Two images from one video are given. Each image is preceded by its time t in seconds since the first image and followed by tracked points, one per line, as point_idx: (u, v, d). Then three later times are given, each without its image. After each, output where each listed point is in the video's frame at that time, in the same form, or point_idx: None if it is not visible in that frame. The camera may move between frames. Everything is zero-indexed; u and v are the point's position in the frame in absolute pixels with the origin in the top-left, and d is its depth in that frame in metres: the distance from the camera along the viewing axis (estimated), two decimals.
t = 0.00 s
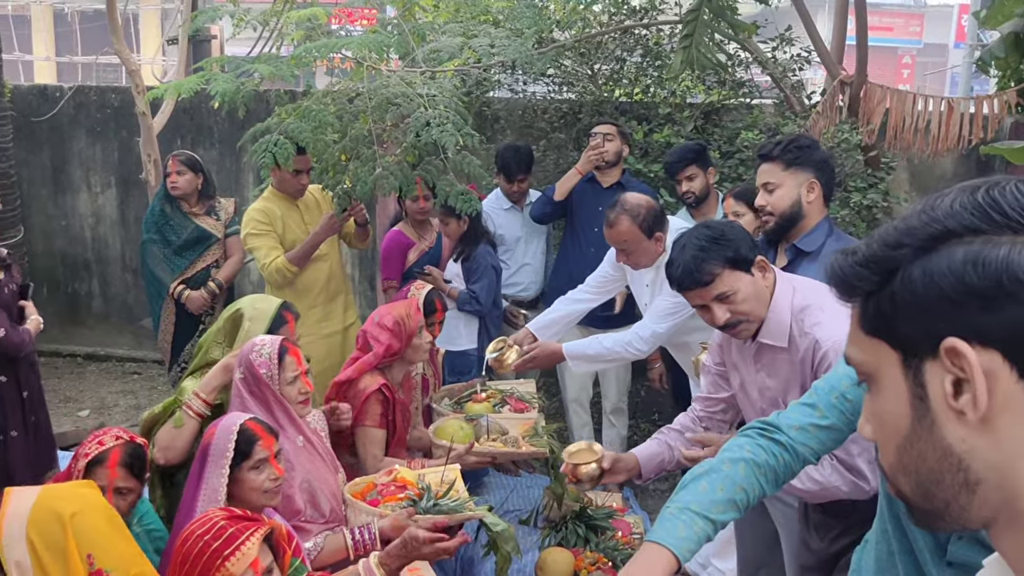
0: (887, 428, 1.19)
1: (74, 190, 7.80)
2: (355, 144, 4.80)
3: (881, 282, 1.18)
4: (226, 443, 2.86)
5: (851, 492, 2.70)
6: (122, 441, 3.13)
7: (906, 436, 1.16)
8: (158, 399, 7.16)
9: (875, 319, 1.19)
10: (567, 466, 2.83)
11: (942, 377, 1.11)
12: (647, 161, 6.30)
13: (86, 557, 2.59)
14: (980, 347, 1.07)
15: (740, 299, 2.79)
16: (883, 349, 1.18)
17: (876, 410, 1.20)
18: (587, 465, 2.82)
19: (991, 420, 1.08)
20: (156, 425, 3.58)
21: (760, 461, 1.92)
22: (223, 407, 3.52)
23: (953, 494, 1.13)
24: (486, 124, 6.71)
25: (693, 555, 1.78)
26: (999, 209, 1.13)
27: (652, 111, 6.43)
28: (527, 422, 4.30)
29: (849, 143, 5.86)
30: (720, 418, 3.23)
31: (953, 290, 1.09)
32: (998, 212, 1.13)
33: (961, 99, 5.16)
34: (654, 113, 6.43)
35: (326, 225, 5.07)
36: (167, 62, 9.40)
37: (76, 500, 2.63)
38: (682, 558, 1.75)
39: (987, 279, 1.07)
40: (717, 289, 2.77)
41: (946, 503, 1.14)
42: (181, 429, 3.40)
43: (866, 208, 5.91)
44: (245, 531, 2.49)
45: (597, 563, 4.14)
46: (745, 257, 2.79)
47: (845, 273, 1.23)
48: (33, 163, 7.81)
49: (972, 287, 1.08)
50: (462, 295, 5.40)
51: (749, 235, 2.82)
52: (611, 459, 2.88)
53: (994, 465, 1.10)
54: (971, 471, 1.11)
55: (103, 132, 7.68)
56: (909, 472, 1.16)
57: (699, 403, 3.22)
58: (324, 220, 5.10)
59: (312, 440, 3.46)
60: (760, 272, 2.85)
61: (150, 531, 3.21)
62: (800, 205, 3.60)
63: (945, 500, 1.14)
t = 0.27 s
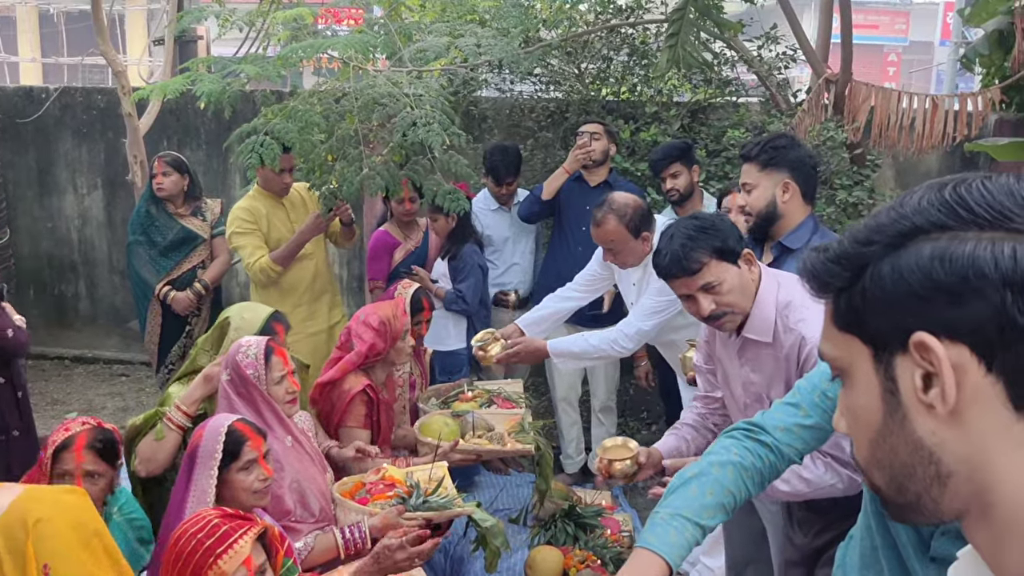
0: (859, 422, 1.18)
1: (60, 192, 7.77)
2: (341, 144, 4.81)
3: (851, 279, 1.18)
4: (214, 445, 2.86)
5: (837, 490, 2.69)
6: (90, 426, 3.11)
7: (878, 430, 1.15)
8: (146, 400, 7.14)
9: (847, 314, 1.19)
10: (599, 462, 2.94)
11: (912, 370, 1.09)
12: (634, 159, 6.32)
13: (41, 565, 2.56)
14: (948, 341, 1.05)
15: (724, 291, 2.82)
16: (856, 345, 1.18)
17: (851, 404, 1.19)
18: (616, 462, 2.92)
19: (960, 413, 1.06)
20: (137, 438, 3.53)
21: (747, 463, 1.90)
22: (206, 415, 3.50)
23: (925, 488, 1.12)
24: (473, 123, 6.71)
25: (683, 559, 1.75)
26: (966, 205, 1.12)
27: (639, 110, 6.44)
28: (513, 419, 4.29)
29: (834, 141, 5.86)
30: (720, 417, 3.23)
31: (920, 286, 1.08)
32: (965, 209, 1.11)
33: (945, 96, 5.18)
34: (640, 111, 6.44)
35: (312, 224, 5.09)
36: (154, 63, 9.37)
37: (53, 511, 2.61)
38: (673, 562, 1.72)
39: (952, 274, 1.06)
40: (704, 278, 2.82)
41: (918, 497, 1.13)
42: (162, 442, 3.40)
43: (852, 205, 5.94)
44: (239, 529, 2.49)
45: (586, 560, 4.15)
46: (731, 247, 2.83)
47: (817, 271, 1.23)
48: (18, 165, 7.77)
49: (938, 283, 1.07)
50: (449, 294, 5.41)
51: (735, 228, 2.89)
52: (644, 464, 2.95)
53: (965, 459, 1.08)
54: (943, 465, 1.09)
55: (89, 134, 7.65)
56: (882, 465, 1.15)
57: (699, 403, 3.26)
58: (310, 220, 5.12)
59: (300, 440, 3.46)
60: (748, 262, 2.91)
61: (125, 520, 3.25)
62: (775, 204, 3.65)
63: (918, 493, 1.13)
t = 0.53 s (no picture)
0: (846, 401, 1.17)
1: (50, 173, 7.72)
2: (332, 123, 4.82)
3: (837, 255, 1.18)
4: (204, 425, 2.85)
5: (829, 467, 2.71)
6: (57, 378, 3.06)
7: (863, 409, 1.14)
8: (138, 382, 7.13)
9: (832, 293, 1.19)
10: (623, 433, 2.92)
11: (897, 349, 1.08)
12: (626, 139, 6.30)
13: None
14: (933, 318, 1.04)
15: (721, 260, 2.84)
16: (841, 323, 1.17)
17: (837, 383, 1.18)
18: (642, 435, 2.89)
19: (945, 391, 1.05)
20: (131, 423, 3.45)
21: (743, 443, 1.87)
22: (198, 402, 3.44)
23: (910, 466, 1.11)
24: (465, 103, 6.67)
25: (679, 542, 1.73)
26: (953, 180, 1.11)
27: (631, 90, 6.40)
28: (504, 400, 4.27)
29: (827, 120, 5.90)
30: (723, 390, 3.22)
31: (906, 263, 1.07)
32: (952, 183, 1.10)
33: (939, 74, 5.09)
34: (632, 91, 6.40)
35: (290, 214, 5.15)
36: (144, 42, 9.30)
37: (15, 512, 2.26)
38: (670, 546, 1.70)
39: (938, 251, 1.05)
40: (700, 247, 2.84)
41: (904, 475, 1.13)
42: (155, 427, 3.32)
43: (844, 184, 5.94)
44: (239, 506, 2.48)
45: (579, 539, 4.17)
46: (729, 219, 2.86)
47: (803, 248, 1.23)
48: (7, 146, 7.72)
49: (924, 260, 1.06)
50: (439, 274, 5.40)
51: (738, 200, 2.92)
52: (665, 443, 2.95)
53: (951, 438, 1.07)
54: (928, 443, 1.08)
55: (78, 114, 7.59)
56: (867, 444, 1.15)
57: (700, 380, 3.27)
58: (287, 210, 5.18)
59: (291, 421, 3.46)
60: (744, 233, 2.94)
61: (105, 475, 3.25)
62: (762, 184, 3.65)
63: (903, 471, 1.12)
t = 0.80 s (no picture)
0: (832, 369, 1.16)
1: (38, 138, 7.65)
2: (321, 87, 4.74)
3: (823, 221, 1.15)
4: (199, 389, 2.85)
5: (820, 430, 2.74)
6: (32, 329, 3.00)
7: (850, 376, 1.13)
8: (132, 348, 7.12)
9: (818, 259, 1.17)
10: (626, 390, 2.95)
11: (885, 315, 1.07)
12: (620, 102, 6.26)
13: None
14: (922, 284, 1.03)
15: (719, 217, 2.88)
16: (827, 289, 1.16)
17: (824, 350, 1.17)
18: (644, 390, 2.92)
19: (933, 357, 1.04)
20: (127, 389, 3.42)
21: (739, 411, 1.87)
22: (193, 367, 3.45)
23: (898, 433, 1.10)
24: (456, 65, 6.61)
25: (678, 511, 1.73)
26: (941, 143, 1.09)
27: (625, 52, 6.34)
28: (495, 369, 4.36)
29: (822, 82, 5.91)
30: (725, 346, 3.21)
31: (894, 227, 1.06)
32: (940, 145, 1.09)
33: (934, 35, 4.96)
34: (626, 53, 6.36)
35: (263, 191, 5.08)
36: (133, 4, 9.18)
37: None
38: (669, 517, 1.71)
39: (927, 215, 1.03)
40: (700, 203, 2.89)
41: (891, 442, 1.12)
42: (151, 395, 3.34)
43: (839, 146, 5.92)
44: (223, 467, 2.49)
45: (572, 501, 4.21)
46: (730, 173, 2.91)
47: (789, 213, 1.20)
48: None
49: (912, 224, 1.04)
50: (431, 239, 5.38)
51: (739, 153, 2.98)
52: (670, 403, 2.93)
53: (939, 405, 1.06)
54: (916, 410, 1.07)
55: (66, 78, 7.51)
56: (855, 411, 1.14)
57: (698, 338, 3.25)
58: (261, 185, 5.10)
59: (282, 387, 3.45)
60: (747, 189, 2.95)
61: (87, 425, 3.19)
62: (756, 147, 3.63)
63: (890, 438, 1.11)
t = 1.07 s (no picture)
0: (826, 352, 1.15)
1: (30, 115, 7.60)
2: (314, 64, 4.72)
3: (819, 202, 1.15)
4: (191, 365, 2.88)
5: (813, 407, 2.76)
6: (11, 306, 2.95)
7: (845, 359, 1.12)
8: (126, 327, 7.11)
9: (812, 241, 1.16)
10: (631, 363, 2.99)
11: (880, 299, 1.06)
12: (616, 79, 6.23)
13: None
14: (918, 268, 1.02)
15: (722, 186, 2.88)
16: (822, 271, 1.15)
17: (818, 334, 1.17)
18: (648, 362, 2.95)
19: (928, 342, 1.03)
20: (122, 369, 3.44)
21: (733, 395, 1.87)
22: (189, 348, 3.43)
23: (892, 418, 1.10)
24: (450, 42, 6.59)
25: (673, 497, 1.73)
26: (939, 123, 1.08)
27: (621, 28, 6.34)
28: (485, 353, 4.36)
29: (818, 61, 5.89)
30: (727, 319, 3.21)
31: (890, 210, 1.05)
32: (938, 126, 1.08)
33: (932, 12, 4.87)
34: (621, 30, 6.34)
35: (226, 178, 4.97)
36: None
37: None
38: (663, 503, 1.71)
39: (923, 198, 1.02)
40: (699, 172, 2.89)
41: (885, 427, 1.12)
42: (145, 374, 3.32)
43: (835, 124, 5.90)
44: (215, 441, 2.49)
45: (567, 480, 4.22)
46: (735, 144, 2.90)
47: (783, 194, 1.19)
48: None
49: (909, 206, 1.03)
50: (424, 218, 5.36)
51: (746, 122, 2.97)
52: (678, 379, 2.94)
53: (934, 390, 1.05)
54: (911, 395, 1.07)
55: (57, 55, 7.45)
56: (849, 395, 1.14)
57: (701, 313, 3.24)
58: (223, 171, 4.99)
59: (277, 366, 3.44)
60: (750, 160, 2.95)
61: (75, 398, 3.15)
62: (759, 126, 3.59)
63: (884, 422, 1.11)
